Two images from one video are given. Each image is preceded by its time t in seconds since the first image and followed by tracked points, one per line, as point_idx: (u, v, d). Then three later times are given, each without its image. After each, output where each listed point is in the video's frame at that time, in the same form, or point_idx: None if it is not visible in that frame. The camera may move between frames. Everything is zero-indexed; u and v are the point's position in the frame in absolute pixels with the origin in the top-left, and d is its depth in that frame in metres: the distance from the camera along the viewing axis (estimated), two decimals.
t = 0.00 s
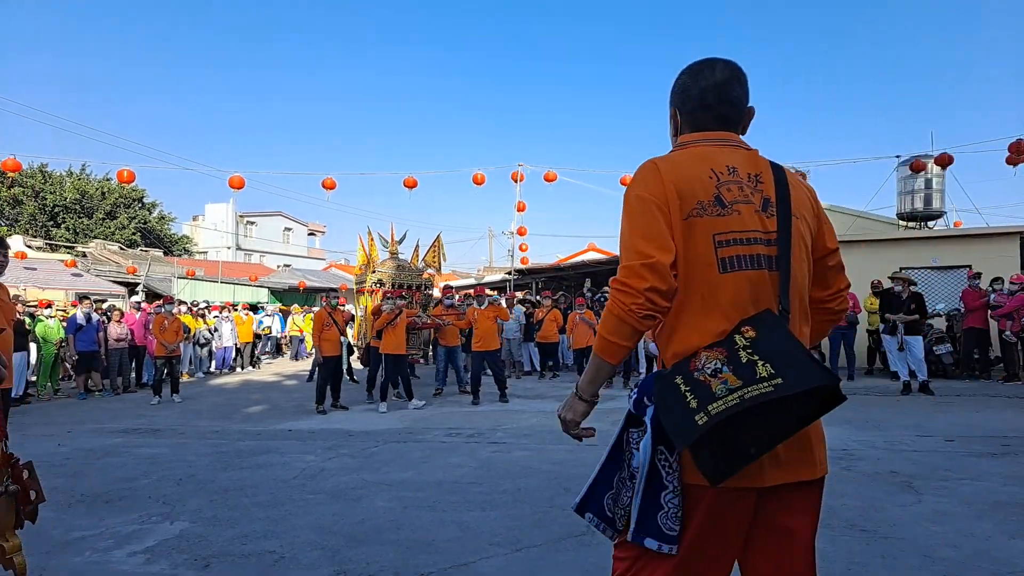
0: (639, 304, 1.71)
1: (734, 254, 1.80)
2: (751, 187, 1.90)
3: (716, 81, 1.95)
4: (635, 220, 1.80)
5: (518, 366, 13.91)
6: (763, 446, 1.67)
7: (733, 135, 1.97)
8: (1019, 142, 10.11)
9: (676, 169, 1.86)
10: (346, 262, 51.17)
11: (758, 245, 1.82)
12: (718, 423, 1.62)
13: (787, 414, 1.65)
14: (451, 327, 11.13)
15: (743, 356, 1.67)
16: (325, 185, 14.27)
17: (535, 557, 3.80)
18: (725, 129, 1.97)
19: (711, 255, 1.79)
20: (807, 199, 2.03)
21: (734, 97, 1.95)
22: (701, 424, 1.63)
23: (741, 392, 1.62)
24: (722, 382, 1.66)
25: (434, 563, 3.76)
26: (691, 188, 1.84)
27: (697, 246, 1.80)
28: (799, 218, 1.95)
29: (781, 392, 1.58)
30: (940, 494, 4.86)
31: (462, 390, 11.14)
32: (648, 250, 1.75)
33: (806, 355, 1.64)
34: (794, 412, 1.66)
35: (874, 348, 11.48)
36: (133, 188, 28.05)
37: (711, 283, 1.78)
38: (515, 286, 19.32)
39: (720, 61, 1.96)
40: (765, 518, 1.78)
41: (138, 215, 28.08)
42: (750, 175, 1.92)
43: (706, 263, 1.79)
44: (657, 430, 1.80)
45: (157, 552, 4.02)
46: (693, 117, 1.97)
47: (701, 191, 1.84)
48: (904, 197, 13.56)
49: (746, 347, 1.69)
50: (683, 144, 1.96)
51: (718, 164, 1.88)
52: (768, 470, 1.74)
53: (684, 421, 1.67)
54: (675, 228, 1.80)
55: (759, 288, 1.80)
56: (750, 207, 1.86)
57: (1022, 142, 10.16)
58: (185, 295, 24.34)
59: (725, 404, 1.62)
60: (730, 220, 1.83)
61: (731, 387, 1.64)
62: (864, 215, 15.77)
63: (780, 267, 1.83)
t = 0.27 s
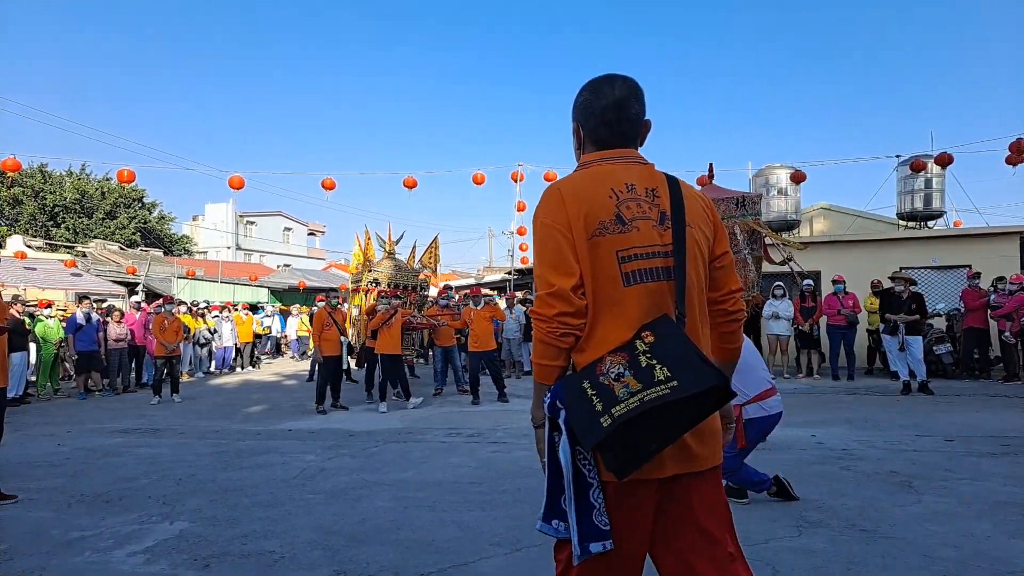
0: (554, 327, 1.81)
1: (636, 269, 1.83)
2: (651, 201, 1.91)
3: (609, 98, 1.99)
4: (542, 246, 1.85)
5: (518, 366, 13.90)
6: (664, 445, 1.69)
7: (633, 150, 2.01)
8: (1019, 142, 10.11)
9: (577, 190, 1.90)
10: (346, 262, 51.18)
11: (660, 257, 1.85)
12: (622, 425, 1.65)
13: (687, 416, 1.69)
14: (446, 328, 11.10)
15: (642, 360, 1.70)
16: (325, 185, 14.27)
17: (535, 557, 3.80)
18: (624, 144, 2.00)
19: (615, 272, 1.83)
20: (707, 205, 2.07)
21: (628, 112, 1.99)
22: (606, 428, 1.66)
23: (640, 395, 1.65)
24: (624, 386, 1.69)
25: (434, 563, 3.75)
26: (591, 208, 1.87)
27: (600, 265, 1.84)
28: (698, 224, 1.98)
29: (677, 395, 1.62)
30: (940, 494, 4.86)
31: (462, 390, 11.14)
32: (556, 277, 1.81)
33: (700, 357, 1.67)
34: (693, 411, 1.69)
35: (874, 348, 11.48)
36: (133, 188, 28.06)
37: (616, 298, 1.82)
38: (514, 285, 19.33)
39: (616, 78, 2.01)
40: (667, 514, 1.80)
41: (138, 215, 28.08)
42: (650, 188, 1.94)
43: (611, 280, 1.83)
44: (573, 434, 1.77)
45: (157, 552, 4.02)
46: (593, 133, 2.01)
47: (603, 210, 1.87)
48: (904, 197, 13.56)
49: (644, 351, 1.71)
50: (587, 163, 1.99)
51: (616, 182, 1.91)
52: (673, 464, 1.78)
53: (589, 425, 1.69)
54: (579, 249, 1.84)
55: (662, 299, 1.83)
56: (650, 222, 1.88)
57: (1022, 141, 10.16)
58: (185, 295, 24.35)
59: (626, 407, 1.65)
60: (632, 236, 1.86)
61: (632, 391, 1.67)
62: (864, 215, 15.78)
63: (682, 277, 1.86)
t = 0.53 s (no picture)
0: (469, 326, 1.89)
1: (552, 270, 1.94)
2: (567, 205, 2.01)
3: (528, 105, 2.08)
4: (461, 247, 1.90)
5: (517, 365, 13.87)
6: (575, 432, 1.82)
7: (549, 155, 2.09)
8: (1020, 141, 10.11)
9: (497, 193, 1.96)
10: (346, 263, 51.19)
11: (573, 259, 1.96)
12: (530, 414, 1.80)
13: (595, 404, 1.82)
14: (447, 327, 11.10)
15: (552, 353, 1.83)
16: (325, 185, 14.26)
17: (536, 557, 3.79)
18: (541, 149, 2.09)
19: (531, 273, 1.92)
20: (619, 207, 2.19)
21: (545, 119, 2.09)
22: (516, 417, 1.81)
23: (548, 386, 1.79)
24: (534, 377, 1.83)
25: (434, 563, 3.75)
26: (511, 211, 1.94)
27: (516, 266, 1.92)
28: (610, 227, 2.10)
29: (582, 382, 1.76)
30: (940, 494, 4.86)
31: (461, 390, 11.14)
32: (473, 278, 1.88)
33: (605, 348, 1.81)
34: (598, 399, 1.82)
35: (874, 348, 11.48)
36: (133, 188, 28.04)
37: (531, 298, 1.92)
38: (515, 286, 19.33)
39: (529, 84, 2.11)
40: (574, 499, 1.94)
41: (138, 215, 28.05)
42: (566, 192, 2.04)
43: (526, 280, 1.92)
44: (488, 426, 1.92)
45: (158, 552, 4.02)
46: (513, 137, 2.08)
47: (522, 213, 1.95)
48: (904, 197, 13.56)
49: (555, 344, 1.84)
50: (508, 167, 2.06)
51: (535, 186, 1.99)
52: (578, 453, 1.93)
53: (502, 415, 1.84)
54: (498, 250, 1.91)
55: (573, 299, 1.94)
56: (566, 225, 1.98)
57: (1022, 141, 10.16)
58: (185, 295, 24.35)
59: (535, 397, 1.80)
60: (549, 239, 1.95)
61: (540, 381, 1.81)
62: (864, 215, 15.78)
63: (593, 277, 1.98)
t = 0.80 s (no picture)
0: (404, 331, 2.06)
1: (485, 282, 2.13)
2: (500, 222, 2.22)
3: (462, 126, 2.31)
4: (399, 256, 2.07)
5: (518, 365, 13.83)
6: (507, 439, 1.99)
7: (483, 172, 2.31)
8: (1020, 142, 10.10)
9: (435, 205, 2.15)
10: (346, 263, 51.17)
11: (504, 272, 2.17)
12: (468, 423, 1.96)
13: (526, 415, 2.00)
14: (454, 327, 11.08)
15: (490, 364, 2.00)
16: (325, 185, 14.26)
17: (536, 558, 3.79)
18: (476, 166, 2.31)
19: (464, 283, 2.11)
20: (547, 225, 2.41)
21: (478, 140, 2.32)
22: (454, 425, 1.97)
23: (485, 397, 1.96)
24: (472, 388, 2.00)
25: (434, 563, 3.76)
26: (447, 225, 2.13)
27: (452, 276, 2.11)
28: (539, 244, 2.32)
29: (517, 395, 1.93)
30: (940, 494, 4.86)
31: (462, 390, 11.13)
32: (409, 286, 2.05)
33: (537, 360, 1.99)
34: (528, 411, 2.00)
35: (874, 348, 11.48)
36: (133, 188, 28.02)
37: (464, 306, 2.11)
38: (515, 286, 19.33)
39: (464, 108, 2.36)
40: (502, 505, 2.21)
41: (138, 215, 28.02)
42: (499, 209, 2.25)
43: (460, 290, 2.11)
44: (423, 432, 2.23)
45: (158, 552, 4.02)
46: (452, 149, 2.29)
47: (458, 226, 2.14)
48: (904, 197, 13.56)
49: (492, 356, 2.01)
50: (445, 180, 2.26)
51: (471, 202, 2.19)
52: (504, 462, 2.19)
53: (440, 422, 2.01)
54: (434, 259, 2.09)
55: (502, 309, 2.15)
56: (499, 240, 2.19)
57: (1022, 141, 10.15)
58: (185, 295, 24.34)
59: (473, 407, 1.97)
60: (482, 253, 2.15)
61: (478, 392, 1.98)
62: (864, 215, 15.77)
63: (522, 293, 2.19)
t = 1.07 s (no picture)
0: (347, 322, 2.01)
1: (414, 286, 2.18)
2: (426, 232, 2.28)
3: (395, 137, 2.35)
4: (339, 251, 2.04)
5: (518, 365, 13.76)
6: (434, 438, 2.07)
7: (410, 184, 2.35)
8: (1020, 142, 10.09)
9: (370, 207, 2.15)
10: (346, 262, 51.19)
11: (430, 280, 2.24)
12: (405, 424, 2.00)
13: (453, 420, 2.09)
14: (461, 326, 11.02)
15: (423, 370, 2.07)
16: (325, 185, 14.26)
17: (536, 558, 3.79)
18: (405, 176, 2.35)
19: (397, 286, 2.13)
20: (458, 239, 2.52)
21: (410, 155, 2.37)
22: (393, 424, 2.00)
23: (421, 400, 2.02)
24: (408, 391, 2.04)
25: (434, 563, 3.75)
26: (383, 229, 2.14)
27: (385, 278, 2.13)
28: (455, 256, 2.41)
29: (450, 400, 2.03)
30: (940, 494, 4.86)
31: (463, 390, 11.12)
32: (351, 283, 2.04)
33: (464, 370, 2.11)
34: (457, 415, 2.09)
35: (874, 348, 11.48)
36: (134, 188, 28.02)
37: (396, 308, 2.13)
38: (515, 285, 19.34)
39: (395, 124, 2.40)
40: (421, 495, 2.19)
41: (138, 215, 28.02)
42: (425, 220, 2.30)
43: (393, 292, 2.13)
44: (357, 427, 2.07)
45: (158, 552, 4.02)
46: (381, 161, 2.32)
47: (392, 231, 2.17)
48: (904, 197, 13.55)
49: (425, 362, 2.08)
50: (375, 187, 2.28)
51: (403, 210, 2.22)
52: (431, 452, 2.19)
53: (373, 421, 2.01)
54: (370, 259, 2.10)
55: (427, 314, 2.21)
56: (426, 249, 2.25)
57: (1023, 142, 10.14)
58: (185, 295, 24.34)
59: (410, 409, 2.01)
60: (413, 258, 2.19)
61: (414, 396, 2.03)
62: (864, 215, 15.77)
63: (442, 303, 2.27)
